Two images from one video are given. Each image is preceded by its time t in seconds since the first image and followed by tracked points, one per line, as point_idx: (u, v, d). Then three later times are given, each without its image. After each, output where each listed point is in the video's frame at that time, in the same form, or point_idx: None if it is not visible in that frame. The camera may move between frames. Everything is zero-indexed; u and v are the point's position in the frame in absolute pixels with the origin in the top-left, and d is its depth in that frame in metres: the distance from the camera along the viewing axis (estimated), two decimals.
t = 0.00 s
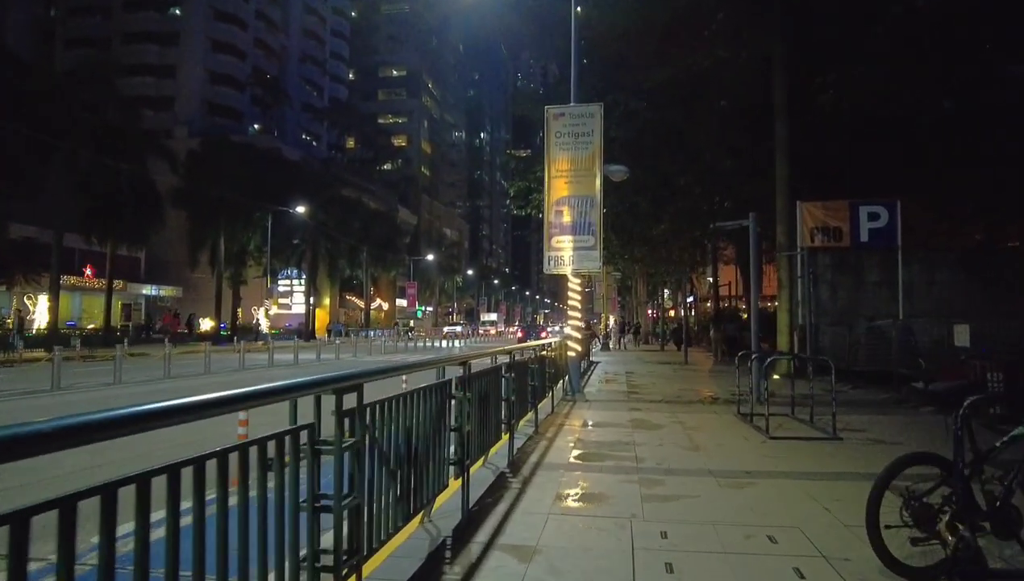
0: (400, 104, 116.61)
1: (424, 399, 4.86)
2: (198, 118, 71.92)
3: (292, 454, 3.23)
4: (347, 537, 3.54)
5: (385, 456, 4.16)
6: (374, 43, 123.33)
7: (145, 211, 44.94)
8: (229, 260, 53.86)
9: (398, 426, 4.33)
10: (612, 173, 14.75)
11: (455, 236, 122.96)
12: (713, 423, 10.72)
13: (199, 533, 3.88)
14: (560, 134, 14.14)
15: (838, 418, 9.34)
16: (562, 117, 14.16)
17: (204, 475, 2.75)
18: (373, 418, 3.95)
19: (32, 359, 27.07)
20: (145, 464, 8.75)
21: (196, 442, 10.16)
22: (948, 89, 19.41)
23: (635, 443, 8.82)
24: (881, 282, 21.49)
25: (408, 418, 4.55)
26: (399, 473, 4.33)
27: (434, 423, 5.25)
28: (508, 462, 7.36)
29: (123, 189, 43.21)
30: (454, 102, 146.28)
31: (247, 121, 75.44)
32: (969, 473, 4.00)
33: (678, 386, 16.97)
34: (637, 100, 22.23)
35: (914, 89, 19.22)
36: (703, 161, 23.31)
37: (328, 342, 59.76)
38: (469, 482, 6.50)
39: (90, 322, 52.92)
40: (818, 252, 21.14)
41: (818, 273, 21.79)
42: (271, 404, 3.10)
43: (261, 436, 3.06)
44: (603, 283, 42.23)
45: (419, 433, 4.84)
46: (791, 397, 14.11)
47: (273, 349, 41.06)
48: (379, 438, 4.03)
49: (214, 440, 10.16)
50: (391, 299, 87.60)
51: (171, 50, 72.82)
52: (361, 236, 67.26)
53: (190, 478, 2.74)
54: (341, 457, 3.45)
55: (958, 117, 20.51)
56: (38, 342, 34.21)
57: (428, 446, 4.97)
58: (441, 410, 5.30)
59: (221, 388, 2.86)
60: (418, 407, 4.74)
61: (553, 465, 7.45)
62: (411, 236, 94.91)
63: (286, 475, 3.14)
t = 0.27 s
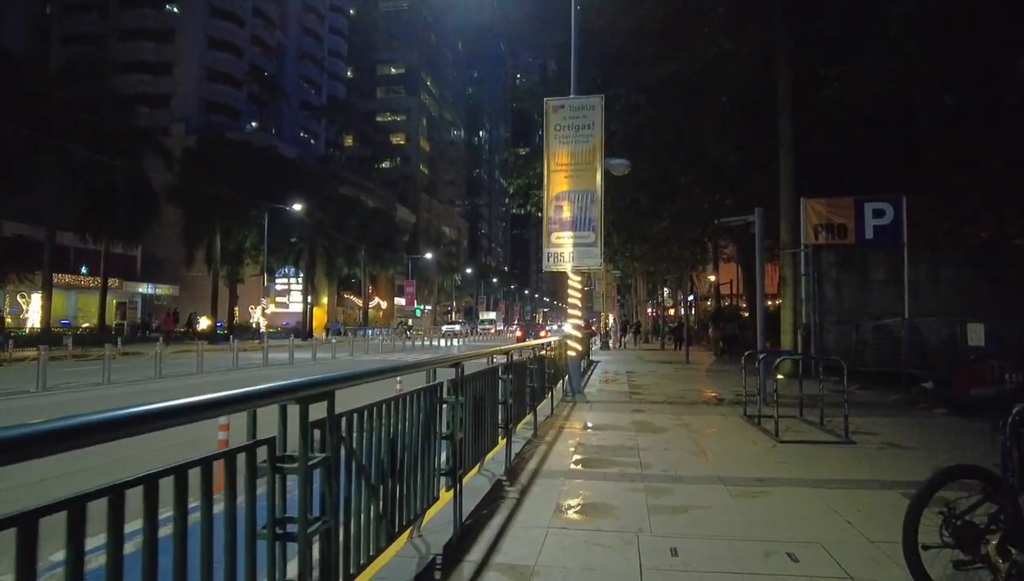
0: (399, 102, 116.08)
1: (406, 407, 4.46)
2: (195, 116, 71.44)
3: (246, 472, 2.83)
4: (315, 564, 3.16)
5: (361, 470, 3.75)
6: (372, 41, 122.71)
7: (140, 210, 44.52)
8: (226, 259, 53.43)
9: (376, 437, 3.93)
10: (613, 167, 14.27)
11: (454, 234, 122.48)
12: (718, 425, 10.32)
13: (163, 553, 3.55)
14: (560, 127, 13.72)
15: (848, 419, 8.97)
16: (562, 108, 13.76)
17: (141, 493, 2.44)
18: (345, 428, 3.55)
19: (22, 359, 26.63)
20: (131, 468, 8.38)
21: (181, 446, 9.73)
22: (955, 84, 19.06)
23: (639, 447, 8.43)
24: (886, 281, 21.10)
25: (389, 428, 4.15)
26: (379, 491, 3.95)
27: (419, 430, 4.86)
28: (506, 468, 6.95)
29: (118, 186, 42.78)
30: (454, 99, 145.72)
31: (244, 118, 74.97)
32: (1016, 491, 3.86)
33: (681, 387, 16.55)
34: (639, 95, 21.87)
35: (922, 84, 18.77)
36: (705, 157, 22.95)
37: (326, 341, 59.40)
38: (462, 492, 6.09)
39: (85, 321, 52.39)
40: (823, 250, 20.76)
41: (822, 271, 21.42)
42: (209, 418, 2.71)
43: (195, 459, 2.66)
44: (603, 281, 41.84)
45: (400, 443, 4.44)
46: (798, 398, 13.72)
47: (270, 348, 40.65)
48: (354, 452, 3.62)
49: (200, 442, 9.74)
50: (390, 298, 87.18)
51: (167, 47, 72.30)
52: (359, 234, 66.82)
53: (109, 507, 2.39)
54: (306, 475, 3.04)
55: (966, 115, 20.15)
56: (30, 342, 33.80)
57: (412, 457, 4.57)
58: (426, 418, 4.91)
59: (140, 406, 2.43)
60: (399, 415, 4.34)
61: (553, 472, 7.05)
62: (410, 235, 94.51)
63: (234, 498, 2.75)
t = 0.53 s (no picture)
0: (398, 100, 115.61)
1: (382, 421, 4.02)
2: (192, 113, 70.97)
3: (168, 510, 2.40)
4: None
5: (325, 496, 3.31)
6: (371, 39, 122.26)
7: (136, 208, 44.04)
8: (222, 257, 52.99)
9: (344, 458, 3.49)
10: (615, 161, 13.67)
11: (453, 233, 122.09)
12: (725, 431, 9.85)
13: None
14: (560, 120, 13.25)
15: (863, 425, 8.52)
16: (562, 101, 13.28)
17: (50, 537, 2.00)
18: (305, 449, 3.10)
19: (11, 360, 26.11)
20: (104, 476, 7.90)
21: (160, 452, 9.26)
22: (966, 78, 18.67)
23: (643, 455, 7.95)
24: (892, 280, 20.81)
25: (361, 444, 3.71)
26: (348, 515, 3.50)
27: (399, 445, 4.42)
28: (500, 480, 6.46)
29: (113, 184, 42.33)
30: (453, 98, 145.23)
31: (241, 116, 74.51)
32: None
33: (684, 389, 16.09)
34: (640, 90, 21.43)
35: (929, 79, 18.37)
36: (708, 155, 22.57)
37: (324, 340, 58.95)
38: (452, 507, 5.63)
39: (79, 321, 51.74)
40: (828, 248, 20.31)
41: (828, 270, 21.06)
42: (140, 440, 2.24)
43: (99, 500, 2.19)
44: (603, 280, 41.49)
45: (376, 460, 4.00)
46: (806, 400, 13.26)
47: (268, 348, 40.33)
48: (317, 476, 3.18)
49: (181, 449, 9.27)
50: (388, 297, 86.80)
51: (164, 44, 71.77)
52: (358, 232, 66.43)
53: (3, 560, 1.88)
54: (245, 510, 2.60)
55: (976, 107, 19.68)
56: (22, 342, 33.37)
57: (390, 475, 4.13)
58: (407, 431, 4.46)
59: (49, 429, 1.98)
60: (374, 431, 3.89)
61: (552, 484, 6.55)
62: (409, 234, 94.03)
63: (155, 543, 2.30)
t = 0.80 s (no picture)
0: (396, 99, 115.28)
1: (342, 434, 3.68)
2: (188, 112, 70.61)
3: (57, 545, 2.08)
4: None
5: (267, 525, 2.99)
6: (369, 38, 121.97)
7: (130, 206, 43.61)
8: (217, 257, 52.61)
9: (291, 480, 3.16)
10: (613, 155, 13.22)
11: (452, 233, 121.81)
12: (727, 435, 9.46)
13: None
14: (556, 113, 12.84)
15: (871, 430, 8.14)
16: (558, 94, 12.85)
17: None
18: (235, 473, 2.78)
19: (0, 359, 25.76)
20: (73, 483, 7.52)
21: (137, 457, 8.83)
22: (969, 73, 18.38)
23: (641, 462, 7.57)
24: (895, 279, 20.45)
25: (315, 464, 3.38)
26: (298, 540, 3.16)
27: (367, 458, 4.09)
28: (487, 490, 6.09)
29: (107, 183, 42.00)
30: (451, 97, 144.94)
31: (238, 115, 74.20)
32: None
33: (683, 390, 15.74)
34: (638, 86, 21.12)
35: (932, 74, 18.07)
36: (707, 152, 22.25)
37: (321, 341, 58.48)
38: (434, 520, 5.29)
39: (73, 321, 51.06)
40: (830, 246, 20.02)
41: (829, 268, 20.69)
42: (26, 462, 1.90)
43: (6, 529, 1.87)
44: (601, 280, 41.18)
45: (336, 477, 3.68)
46: (810, 401, 12.92)
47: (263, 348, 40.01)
48: (253, 505, 2.86)
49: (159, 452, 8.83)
50: (386, 297, 86.49)
51: (160, 42, 71.45)
52: (355, 232, 66.11)
53: None
54: (147, 552, 2.28)
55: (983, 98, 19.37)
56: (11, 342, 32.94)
57: (355, 494, 3.79)
58: (376, 443, 4.14)
59: None
60: (331, 446, 3.56)
61: (543, 494, 6.16)
62: (407, 234, 93.54)
63: None
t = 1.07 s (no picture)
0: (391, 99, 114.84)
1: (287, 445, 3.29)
2: (181, 112, 70.06)
3: None
4: None
5: (169, 558, 2.60)
6: (364, 37, 121.50)
7: (121, 205, 43.08)
8: (209, 257, 52.09)
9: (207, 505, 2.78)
10: (607, 148, 12.77)
11: (447, 233, 121.37)
12: (723, 438, 9.05)
13: None
14: (547, 105, 12.41)
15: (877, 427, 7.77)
16: (549, 85, 12.41)
17: None
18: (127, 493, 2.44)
19: None
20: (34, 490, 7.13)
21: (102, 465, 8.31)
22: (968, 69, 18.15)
23: (635, 468, 7.14)
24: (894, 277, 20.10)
25: (243, 481, 2.96)
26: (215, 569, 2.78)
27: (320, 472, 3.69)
28: (469, 502, 5.67)
29: (97, 182, 41.51)
30: (447, 97, 144.53)
31: (231, 114, 73.70)
32: None
33: (680, 391, 15.35)
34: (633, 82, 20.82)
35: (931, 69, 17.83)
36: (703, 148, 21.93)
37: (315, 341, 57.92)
38: (406, 536, 4.90)
39: (62, 322, 50.27)
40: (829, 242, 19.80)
41: (828, 267, 20.30)
42: None
43: None
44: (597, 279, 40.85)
45: (276, 495, 3.31)
46: (810, 402, 12.56)
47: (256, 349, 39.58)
48: (155, 536, 2.49)
49: (128, 460, 8.32)
50: (381, 298, 86.02)
51: (152, 41, 70.89)
52: (349, 232, 65.68)
53: None
54: None
55: (984, 91, 19.17)
56: None
57: (301, 515, 3.42)
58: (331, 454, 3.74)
59: None
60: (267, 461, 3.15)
61: (527, 506, 5.75)
62: (402, 234, 92.97)
63: None
